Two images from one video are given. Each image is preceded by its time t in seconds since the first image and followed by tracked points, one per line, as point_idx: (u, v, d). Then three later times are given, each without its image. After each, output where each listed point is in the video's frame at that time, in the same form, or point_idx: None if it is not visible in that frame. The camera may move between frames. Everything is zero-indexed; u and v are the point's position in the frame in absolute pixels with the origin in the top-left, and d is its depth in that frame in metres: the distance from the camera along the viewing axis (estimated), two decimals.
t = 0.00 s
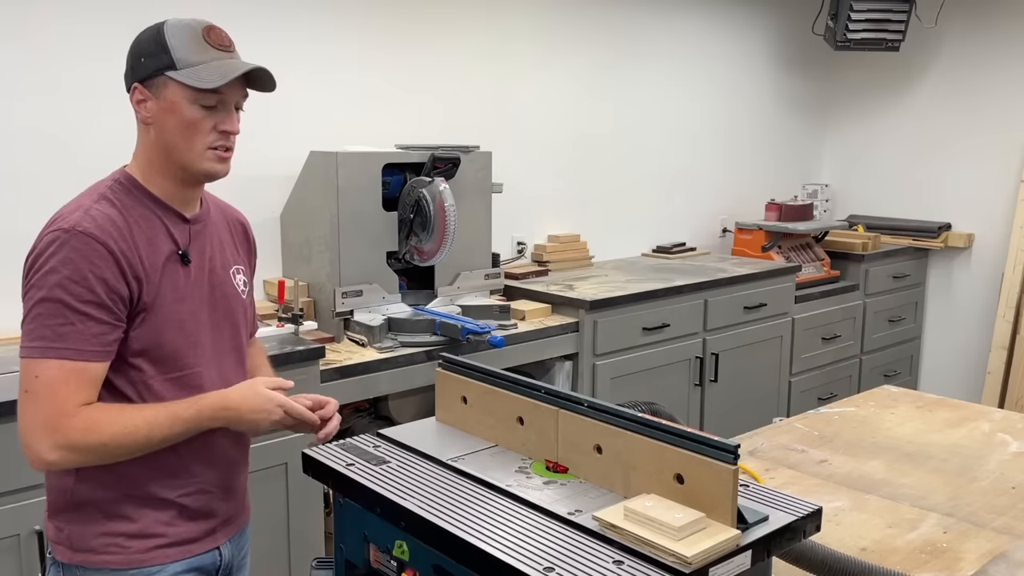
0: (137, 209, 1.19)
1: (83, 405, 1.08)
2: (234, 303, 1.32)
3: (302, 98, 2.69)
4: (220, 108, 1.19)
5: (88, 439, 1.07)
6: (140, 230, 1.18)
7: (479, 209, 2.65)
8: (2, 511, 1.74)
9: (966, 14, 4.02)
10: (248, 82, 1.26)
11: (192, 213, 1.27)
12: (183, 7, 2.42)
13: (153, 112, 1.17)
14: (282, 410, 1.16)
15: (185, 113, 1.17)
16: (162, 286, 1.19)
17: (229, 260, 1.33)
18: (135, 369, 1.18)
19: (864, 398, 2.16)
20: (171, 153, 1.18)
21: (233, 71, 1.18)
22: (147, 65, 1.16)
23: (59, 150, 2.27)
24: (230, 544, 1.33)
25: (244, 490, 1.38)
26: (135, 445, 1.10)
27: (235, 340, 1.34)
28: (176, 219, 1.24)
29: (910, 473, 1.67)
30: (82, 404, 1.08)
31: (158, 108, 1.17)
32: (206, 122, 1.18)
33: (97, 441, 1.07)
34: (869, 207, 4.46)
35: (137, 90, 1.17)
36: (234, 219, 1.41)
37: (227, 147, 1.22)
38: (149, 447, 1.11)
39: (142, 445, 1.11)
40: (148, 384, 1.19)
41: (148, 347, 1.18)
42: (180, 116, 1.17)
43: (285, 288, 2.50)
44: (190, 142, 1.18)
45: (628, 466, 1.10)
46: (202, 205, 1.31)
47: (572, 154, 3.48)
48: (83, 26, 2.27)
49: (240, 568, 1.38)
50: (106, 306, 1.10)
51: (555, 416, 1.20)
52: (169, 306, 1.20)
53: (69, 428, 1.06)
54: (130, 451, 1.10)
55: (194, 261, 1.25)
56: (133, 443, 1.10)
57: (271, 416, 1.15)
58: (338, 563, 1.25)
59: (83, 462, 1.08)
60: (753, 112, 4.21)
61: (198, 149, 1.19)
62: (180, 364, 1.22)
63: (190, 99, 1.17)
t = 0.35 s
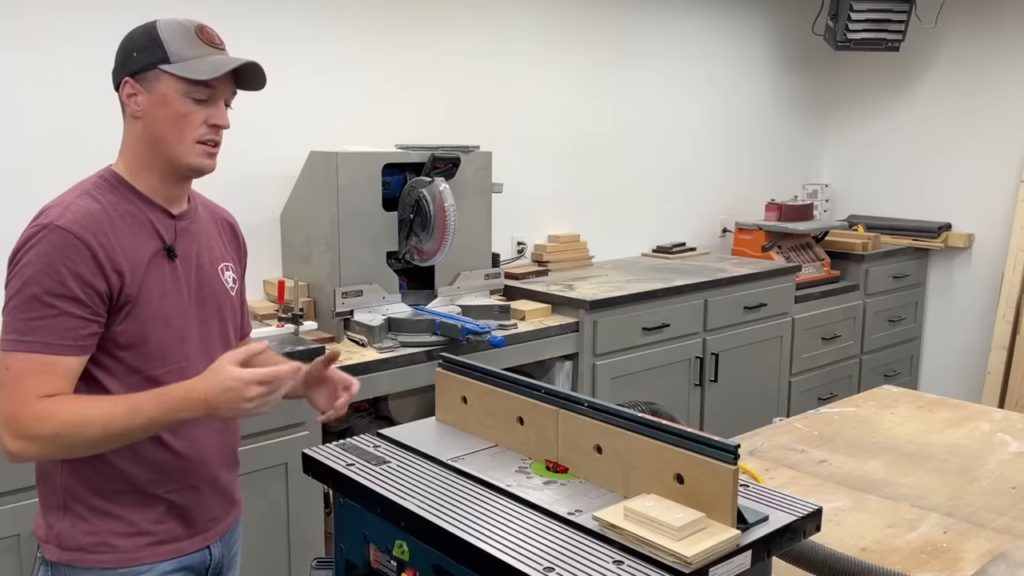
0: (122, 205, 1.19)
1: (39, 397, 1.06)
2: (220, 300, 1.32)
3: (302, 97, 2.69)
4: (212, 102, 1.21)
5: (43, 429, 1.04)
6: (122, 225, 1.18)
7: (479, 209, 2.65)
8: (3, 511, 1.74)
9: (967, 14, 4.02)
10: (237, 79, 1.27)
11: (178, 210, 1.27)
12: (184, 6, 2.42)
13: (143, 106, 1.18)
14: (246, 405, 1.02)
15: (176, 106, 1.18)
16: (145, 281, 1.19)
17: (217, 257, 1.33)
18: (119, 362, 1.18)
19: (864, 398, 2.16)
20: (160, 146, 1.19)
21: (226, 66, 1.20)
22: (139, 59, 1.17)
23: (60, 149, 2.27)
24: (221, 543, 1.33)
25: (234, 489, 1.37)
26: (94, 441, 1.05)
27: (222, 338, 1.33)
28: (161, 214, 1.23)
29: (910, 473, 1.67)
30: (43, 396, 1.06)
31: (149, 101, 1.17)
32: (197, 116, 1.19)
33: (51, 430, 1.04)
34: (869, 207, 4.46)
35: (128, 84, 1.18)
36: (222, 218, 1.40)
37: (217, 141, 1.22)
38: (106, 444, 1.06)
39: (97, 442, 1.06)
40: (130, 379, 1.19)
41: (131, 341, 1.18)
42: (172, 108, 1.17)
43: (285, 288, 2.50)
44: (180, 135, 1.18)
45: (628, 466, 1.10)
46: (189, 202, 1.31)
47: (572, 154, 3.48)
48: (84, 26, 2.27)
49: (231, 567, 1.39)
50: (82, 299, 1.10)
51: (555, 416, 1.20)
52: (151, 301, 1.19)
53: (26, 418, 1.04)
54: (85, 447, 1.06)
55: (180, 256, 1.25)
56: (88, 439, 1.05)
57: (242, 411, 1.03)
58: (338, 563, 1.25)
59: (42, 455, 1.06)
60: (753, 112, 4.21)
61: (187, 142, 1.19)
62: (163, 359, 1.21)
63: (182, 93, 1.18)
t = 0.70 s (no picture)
0: (115, 202, 1.19)
1: (21, 392, 1.06)
2: (215, 302, 1.31)
3: (302, 97, 2.69)
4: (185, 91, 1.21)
5: (25, 422, 1.04)
6: (114, 222, 1.18)
7: (479, 209, 2.65)
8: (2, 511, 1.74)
9: (967, 14, 4.02)
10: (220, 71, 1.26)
11: (175, 209, 1.27)
12: (184, 5, 2.42)
13: (125, 102, 1.21)
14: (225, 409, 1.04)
15: (150, 98, 1.19)
16: (135, 278, 1.19)
17: (214, 258, 1.33)
18: (107, 360, 1.18)
19: (864, 398, 2.16)
20: (141, 139, 1.20)
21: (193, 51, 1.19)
22: (121, 58, 1.21)
23: (61, 148, 2.27)
24: (208, 545, 1.33)
25: (225, 492, 1.36)
26: (73, 436, 1.05)
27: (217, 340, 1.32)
28: (155, 213, 1.23)
29: (910, 472, 1.68)
30: (28, 389, 1.06)
31: (129, 97, 1.20)
32: (170, 106, 1.19)
33: (33, 424, 1.04)
34: (869, 208, 4.46)
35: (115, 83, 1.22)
36: (227, 221, 1.40)
37: (195, 133, 1.21)
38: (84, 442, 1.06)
39: (77, 438, 1.05)
40: (118, 376, 1.19)
41: (120, 338, 1.18)
42: (147, 101, 1.19)
43: (285, 288, 2.50)
44: (154, 127, 1.19)
45: (628, 466, 1.10)
46: (189, 202, 1.31)
47: (572, 154, 3.48)
48: (84, 25, 2.27)
49: (223, 568, 1.39)
50: (68, 293, 1.10)
51: (555, 416, 1.20)
52: (141, 298, 1.19)
53: (7, 413, 1.04)
54: (67, 443, 1.05)
55: (174, 255, 1.25)
56: (68, 434, 1.05)
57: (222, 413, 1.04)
58: (338, 563, 1.25)
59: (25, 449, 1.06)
60: (753, 112, 4.21)
61: (161, 133, 1.19)
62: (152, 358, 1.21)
63: (155, 84, 1.19)
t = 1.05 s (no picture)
0: (106, 200, 1.19)
1: None
2: (211, 303, 1.30)
3: (303, 97, 2.69)
4: (198, 100, 1.21)
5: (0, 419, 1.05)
6: (103, 220, 1.18)
7: (479, 209, 2.65)
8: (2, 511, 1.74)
9: (966, 14, 4.02)
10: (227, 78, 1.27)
11: (171, 209, 1.26)
12: (185, 5, 2.41)
13: (133, 105, 1.19)
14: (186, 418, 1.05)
15: (161, 104, 1.18)
16: (122, 276, 1.18)
17: (212, 259, 1.32)
18: (93, 357, 1.18)
19: (864, 398, 2.16)
20: (147, 144, 1.19)
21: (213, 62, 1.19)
22: (128, 59, 1.19)
23: (62, 148, 2.27)
24: (200, 546, 1.33)
25: (220, 494, 1.36)
26: (46, 436, 1.05)
27: (213, 340, 1.32)
28: (149, 212, 1.23)
29: (910, 472, 1.68)
30: (8, 386, 1.08)
31: (138, 100, 1.19)
32: (183, 114, 1.19)
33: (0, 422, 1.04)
34: (869, 208, 4.46)
35: (120, 84, 1.20)
36: (232, 222, 1.40)
37: (205, 141, 1.22)
38: (57, 443, 1.06)
39: (47, 435, 1.05)
40: (105, 374, 1.19)
41: (105, 336, 1.18)
42: (158, 107, 1.18)
43: (285, 288, 2.50)
44: (166, 134, 1.19)
45: (628, 467, 1.10)
46: (188, 202, 1.31)
47: (572, 154, 3.48)
48: (85, 25, 2.27)
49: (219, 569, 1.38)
50: (50, 291, 1.11)
51: (555, 416, 1.20)
52: (128, 297, 1.19)
53: None
54: (42, 441, 1.05)
55: (165, 254, 1.24)
56: (41, 433, 1.04)
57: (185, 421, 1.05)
58: (338, 563, 1.25)
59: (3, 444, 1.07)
60: (753, 111, 4.21)
61: (174, 140, 1.19)
62: (140, 357, 1.20)
63: (169, 91, 1.18)
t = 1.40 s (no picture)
0: (109, 202, 1.19)
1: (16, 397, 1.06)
2: (214, 301, 1.31)
3: (303, 97, 2.69)
4: (203, 99, 1.21)
5: (21, 428, 1.04)
6: (110, 222, 1.17)
7: (478, 209, 2.65)
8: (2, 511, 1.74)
9: (966, 14, 4.02)
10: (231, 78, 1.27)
11: (173, 209, 1.27)
12: (185, 4, 2.42)
13: (137, 105, 1.19)
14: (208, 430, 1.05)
15: (168, 104, 1.18)
16: (130, 278, 1.18)
17: (213, 258, 1.32)
18: (103, 359, 1.18)
19: (864, 398, 2.16)
20: (152, 143, 1.19)
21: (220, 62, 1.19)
22: (132, 58, 1.18)
23: (62, 148, 2.27)
24: (208, 543, 1.33)
25: (226, 492, 1.37)
26: (71, 444, 1.06)
27: (218, 340, 1.33)
28: (153, 214, 1.23)
29: (910, 473, 1.68)
30: (28, 394, 1.07)
31: (142, 100, 1.18)
32: (188, 114, 1.19)
33: (23, 430, 1.04)
34: (869, 208, 4.46)
35: (123, 83, 1.19)
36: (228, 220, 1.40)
37: (209, 140, 1.22)
38: (86, 450, 1.07)
39: (78, 444, 1.06)
40: (115, 376, 1.19)
41: (115, 338, 1.18)
42: (164, 106, 1.18)
43: (285, 288, 2.50)
44: (171, 133, 1.19)
45: (628, 466, 1.10)
46: (188, 201, 1.31)
47: (572, 155, 3.48)
48: (84, 26, 2.27)
49: (224, 566, 1.39)
50: (62, 295, 1.10)
51: (555, 416, 1.20)
52: (137, 298, 1.19)
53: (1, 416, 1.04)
54: (66, 448, 1.06)
55: (170, 254, 1.24)
56: (69, 440, 1.06)
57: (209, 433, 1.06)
58: (338, 563, 1.25)
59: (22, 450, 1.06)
60: (753, 111, 4.21)
61: (179, 140, 1.19)
62: (149, 358, 1.21)
63: (174, 90, 1.18)
